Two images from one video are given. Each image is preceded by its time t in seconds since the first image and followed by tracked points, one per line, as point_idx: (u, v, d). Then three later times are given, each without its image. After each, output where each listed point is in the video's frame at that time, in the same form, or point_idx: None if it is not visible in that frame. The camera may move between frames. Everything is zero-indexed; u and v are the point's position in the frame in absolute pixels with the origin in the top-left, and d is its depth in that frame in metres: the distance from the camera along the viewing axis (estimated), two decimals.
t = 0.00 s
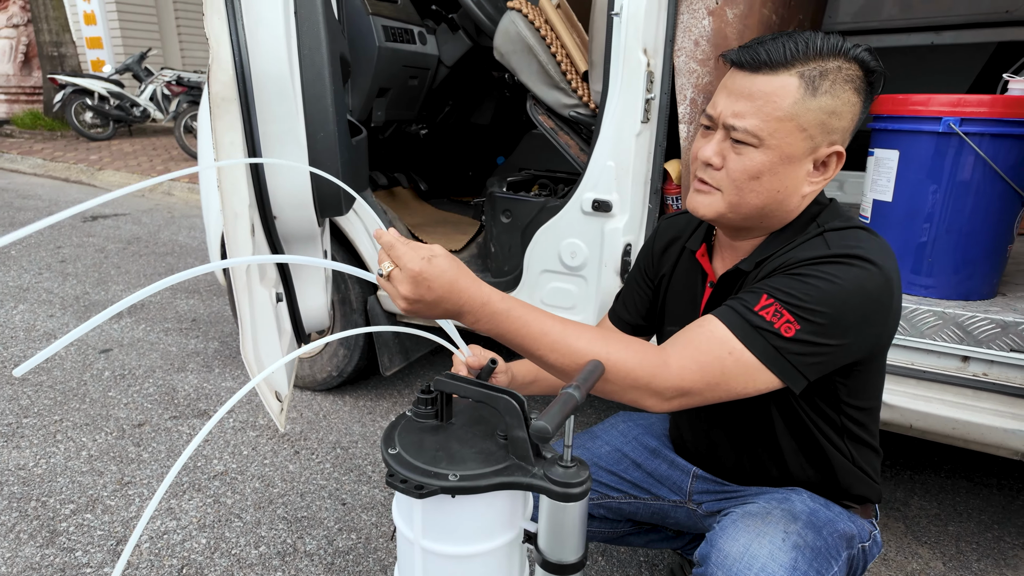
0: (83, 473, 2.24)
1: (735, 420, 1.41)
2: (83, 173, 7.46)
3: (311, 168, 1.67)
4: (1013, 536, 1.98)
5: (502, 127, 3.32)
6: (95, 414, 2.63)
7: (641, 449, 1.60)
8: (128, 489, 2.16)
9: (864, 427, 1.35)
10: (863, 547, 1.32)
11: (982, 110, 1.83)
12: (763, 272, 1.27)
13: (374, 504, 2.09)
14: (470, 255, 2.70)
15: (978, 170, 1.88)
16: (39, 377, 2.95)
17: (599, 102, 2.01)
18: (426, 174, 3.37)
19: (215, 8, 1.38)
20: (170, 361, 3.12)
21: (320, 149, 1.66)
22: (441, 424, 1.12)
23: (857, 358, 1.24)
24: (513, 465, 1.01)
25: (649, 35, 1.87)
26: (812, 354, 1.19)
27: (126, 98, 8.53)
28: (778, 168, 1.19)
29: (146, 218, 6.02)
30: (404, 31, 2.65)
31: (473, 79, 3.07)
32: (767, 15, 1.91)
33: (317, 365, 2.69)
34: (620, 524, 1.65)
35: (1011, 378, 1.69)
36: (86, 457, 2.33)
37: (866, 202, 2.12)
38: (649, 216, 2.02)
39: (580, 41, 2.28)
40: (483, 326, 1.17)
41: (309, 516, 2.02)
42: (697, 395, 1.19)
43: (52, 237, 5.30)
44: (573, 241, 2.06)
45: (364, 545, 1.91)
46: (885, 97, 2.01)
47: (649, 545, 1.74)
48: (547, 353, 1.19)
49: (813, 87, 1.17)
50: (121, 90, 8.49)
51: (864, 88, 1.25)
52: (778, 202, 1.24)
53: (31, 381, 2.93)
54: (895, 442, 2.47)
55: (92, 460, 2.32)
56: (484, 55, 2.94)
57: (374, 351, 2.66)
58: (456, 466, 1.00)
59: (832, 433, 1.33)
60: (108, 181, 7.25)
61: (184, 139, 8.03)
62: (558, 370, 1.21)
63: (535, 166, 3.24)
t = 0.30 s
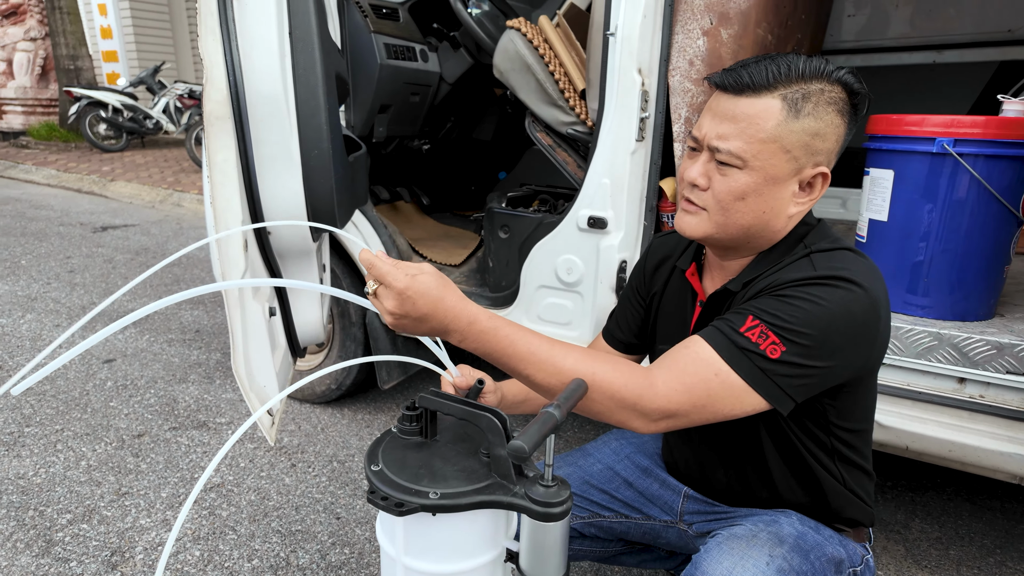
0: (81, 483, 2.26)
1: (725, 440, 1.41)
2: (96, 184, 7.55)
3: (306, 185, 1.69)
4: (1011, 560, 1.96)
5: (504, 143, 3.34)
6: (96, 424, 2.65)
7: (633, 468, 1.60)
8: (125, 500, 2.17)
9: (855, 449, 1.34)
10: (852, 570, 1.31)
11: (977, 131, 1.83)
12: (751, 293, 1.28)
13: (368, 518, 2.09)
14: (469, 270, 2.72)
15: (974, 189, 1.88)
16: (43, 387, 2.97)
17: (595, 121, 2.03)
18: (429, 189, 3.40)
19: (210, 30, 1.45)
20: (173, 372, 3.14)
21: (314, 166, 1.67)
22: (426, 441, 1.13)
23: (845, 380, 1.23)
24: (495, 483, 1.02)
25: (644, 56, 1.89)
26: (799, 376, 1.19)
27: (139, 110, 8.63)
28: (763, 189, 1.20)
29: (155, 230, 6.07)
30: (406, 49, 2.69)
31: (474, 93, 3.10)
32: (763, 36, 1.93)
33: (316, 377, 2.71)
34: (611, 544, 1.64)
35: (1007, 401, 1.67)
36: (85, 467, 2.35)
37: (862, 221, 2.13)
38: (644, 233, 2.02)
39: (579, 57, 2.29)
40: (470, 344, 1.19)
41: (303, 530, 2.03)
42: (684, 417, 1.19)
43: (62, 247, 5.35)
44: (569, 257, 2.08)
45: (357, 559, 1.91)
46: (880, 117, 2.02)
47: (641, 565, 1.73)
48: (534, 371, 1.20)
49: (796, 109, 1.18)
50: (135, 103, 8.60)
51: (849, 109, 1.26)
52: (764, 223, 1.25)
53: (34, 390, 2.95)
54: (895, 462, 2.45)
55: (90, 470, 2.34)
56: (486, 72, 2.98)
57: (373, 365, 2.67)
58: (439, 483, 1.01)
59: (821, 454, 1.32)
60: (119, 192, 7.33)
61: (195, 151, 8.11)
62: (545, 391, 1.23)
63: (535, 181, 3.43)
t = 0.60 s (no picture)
0: (96, 485, 2.29)
1: (733, 455, 1.41)
2: (120, 193, 7.70)
3: (318, 195, 1.72)
4: None
5: (517, 156, 3.36)
6: (113, 427, 2.69)
7: (641, 479, 1.59)
8: (138, 502, 2.20)
9: (865, 466, 1.33)
10: None
11: (991, 146, 1.82)
12: (760, 306, 1.28)
13: (376, 525, 2.10)
14: (481, 280, 2.73)
15: (988, 205, 1.87)
16: (62, 389, 3.03)
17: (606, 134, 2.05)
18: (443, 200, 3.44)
19: (227, 42, 1.49)
20: (189, 377, 3.19)
21: (326, 175, 1.71)
22: (430, 448, 1.14)
23: (853, 396, 1.23)
24: (497, 490, 1.03)
25: (654, 69, 1.91)
26: (806, 392, 1.19)
27: (164, 121, 8.81)
28: (774, 203, 1.21)
29: (176, 238, 6.17)
30: (421, 62, 2.75)
31: (489, 105, 3.15)
32: (775, 50, 1.94)
33: (328, 384, 2.74)
34: (618, 555, 1.64)
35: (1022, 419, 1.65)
36: (100, 469, 2.39)
37: (875, 235, 2.12)
38: (655, 245, 2.03)
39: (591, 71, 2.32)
40: (477, 355, 1.22)
41: (312, 535, 2.05)
42: (691, 430, 1.19)
43: (86, 254, 5.45)
44: (578, 268, 2.09)
45: (364, 566, 1.93)
46: (892, 132, 2.03)
47: None
48: (541, 382, 1.22)
49: (809, 123, 1.19)
50: (161, 114, 8.77)
51: (861, 124, 1.26)
52: (775, 236, 1.25)
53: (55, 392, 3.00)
54: (909, 480, 2.42)
55: (106, 472, 2.38)
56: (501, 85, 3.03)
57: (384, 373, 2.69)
58: (441, 489, 1.02)
59: (830, 470, 1.32)
60: (142, 201, 7.47)
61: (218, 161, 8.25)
62: (550, 402, 1.24)
63: (549, 194, 3.40)
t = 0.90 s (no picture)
0: (119, 481, 2.34)
1: (752, 464, 1.39)
2: (148, 197, 7.85)
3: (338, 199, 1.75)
4: None
5: (536, 161, 3.39)
6: (136, 425, 2.74)
7: (657, 486, 1.58)
8: (159, 499, 2.24)
9: (887, 478, 1.31)
10: None
11: (1013, 153, 1.80)
12: (781, 314, 1.27)
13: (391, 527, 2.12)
14: (498, 285, 2.75)
15: (1014, 213, 1.84)
16: (88, 388, 3.09)
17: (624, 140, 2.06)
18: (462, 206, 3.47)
19: (251, 49, 1.53)
20: (210, 378, 3.24)
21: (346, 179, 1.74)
22: (443, 449, 1.15)
23: (875, 406, 1.21)
24: (508, 493, 1.03)
25: (673, 76, 1.91)
26: (827, 402, 1.18)
27: (192, 127, 8.98)
28: (798, 210, 1.20)
29: (201, 241, 6.28)
30: (442, 70, 2.78)
31: (508, 112, 3.17)
32: (795, 56, 1.93)
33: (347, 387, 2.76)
34: (632, 561, 1.64)
35: None
36: (124, 467, 2.43)
37: (896, 243, 2.10)
38: (672, 251, 2.04)
39: (609, 78, 2.33)
40: (493, 364, 1.24)
41: (327, 536, 2.07)
42: (709, 440, 1.19)
43: (114, 256, 5.56)
44: (595, 273, 2.10)
45: (379, 567, 1.94)
46: (915, 139, 2.01)
47: None
48: (556, 391, 1.24)
49: (836, 130, 1.18)
50: (188, 120, 8.94)
51: (889, 133, 1.25)
52: (798, 243, 1.25)
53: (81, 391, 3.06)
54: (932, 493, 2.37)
55: (129, 470, 2.42)
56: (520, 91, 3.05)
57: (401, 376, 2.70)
58: (453, 491, 1.03)
59: (851, 481, 1.30)
60: (169, 205, 7.61)
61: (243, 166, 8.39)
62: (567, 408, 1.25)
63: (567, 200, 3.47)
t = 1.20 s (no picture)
0: (137, 481, 2.36)
1: (770, 474, 1.37)
2: (169, 200, 7.96)
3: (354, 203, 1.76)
4: None
5: (551, 165, 3.39)
6: (155, 425, 2.77)
7: (672, 492, 1.57)
8: (176, 499, 2.26)
9: (910, 489, 1.28)
10: None
11: None
12: (801, 320, 1.25)
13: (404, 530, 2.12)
14: (513, 289, 2.75)
15: None
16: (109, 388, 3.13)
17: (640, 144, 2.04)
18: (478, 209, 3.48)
19: (269, 53, 1.54)
20: (228, 379, 3.27)
21: (362, 183, 1.75)
22: (455, 453, 1.15)
23: (898, 415, 1.19)
24: (521, 498, 1.02)
25: (691, 78, 1.90)
26: (848, 411, 1.16)
27: (213, 131, 9.10)
28: (822, 215, 1.19)
29: (220, 244, 6.34)
30: (459, 74, 2.79)
31: (525, 116, 3.18)
32: (814, 59, 1.91)
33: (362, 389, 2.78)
34: (646, 568, 1.62)
35: None
36: (142, 466, 2.46)
37: (918, 248, 2.06)
38: (689, 255, 2.03)
39: (626, 81, 2.32)
40: (506, 374, 1.23)
41: (341, 538, 2.07)
42: (726, 449, 1.18)
43: (135, 258, 5.64)
44: (610, 278, 2.08)
45: (392, 569, 1.94)
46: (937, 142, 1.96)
47: None
48: (569, 398, 1.23)
49: (862, 134, 1.16)
50: (209, 124, 9.07)
51: (916, 137, 1.23)
52: (822, 248, 1.23)
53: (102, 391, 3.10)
54: (954, 502, 2.33)
55: (147, 469, 2.45)
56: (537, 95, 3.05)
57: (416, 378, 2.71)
58: (465, 496, 1.02)
59: (872, 491, 1.28)
60: (190, 208, 7.71)
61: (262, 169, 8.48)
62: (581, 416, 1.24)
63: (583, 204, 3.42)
